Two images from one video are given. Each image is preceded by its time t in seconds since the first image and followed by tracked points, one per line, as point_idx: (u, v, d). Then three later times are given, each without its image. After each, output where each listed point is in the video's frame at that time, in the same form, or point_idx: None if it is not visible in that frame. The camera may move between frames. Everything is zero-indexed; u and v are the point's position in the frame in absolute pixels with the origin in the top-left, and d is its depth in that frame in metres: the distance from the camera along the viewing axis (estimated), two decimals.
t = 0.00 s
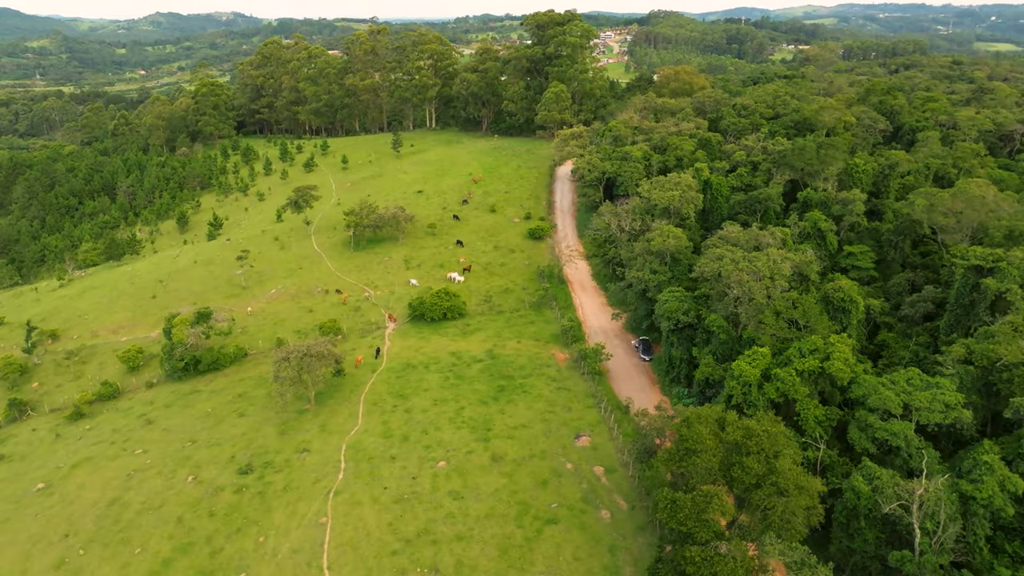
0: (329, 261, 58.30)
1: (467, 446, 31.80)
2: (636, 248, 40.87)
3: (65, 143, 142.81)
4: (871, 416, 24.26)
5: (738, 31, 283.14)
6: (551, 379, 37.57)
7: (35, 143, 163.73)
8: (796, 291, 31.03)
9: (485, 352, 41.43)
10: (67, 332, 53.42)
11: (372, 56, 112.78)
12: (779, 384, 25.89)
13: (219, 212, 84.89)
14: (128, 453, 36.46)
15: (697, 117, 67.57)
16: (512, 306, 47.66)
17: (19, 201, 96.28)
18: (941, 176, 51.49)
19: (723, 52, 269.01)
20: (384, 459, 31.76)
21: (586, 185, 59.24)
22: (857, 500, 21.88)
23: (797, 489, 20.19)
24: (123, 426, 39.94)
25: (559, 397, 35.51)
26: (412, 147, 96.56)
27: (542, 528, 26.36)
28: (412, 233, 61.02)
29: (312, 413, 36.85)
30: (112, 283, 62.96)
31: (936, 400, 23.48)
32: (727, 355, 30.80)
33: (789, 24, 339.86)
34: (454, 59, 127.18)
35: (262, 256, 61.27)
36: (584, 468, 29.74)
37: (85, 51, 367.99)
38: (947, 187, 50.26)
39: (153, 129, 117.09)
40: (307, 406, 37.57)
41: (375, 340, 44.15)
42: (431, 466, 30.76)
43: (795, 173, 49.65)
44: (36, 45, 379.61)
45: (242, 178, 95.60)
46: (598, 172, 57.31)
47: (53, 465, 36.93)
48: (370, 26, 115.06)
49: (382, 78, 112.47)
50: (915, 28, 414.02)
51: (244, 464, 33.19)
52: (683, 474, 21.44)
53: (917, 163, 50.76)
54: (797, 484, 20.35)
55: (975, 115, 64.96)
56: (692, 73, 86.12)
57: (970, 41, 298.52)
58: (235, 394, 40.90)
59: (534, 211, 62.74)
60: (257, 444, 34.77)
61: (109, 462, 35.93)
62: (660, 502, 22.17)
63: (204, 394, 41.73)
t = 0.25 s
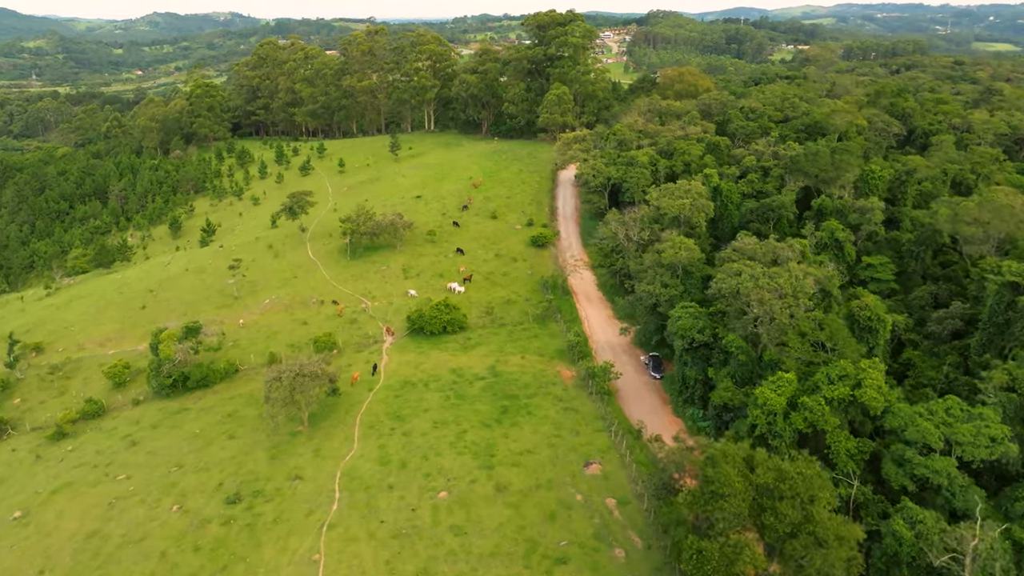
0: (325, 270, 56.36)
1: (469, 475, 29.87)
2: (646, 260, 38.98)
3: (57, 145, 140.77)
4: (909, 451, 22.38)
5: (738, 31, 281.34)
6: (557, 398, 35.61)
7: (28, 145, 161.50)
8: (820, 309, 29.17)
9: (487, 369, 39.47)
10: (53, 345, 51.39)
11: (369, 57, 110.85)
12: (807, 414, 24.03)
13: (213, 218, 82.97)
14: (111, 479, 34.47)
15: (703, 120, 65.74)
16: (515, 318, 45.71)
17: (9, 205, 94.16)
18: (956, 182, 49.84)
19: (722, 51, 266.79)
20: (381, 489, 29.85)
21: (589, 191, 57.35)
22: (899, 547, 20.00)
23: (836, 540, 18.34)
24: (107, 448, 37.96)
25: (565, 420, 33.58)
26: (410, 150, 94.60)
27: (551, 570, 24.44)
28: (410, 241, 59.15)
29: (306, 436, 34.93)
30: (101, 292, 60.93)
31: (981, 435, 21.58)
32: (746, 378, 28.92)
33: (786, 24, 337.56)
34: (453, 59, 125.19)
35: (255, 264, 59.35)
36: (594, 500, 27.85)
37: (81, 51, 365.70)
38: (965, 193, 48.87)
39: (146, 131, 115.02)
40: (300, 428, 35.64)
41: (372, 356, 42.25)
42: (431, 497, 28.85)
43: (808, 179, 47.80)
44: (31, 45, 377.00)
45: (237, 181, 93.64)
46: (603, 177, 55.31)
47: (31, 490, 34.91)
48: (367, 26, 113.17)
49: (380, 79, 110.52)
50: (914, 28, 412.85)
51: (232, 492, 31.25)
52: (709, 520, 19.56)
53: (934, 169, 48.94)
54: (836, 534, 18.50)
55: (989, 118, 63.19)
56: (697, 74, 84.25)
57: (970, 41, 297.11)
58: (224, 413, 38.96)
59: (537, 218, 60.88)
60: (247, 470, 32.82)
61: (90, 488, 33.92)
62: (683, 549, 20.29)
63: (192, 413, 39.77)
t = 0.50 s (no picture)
0: (318, 281, 54.14)
1: (469, 512, 27.67)
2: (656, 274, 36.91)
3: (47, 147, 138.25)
4: (958, 497, 20.16)
5: (736, 30, 279.59)
6: (563, 423, 33.43)
7: (19, 147, 158.93)
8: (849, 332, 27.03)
9: (488, 390, 37.27)
10: (33, 361, 49.06)
11: (365, 57, 108.48)
12: (843, 454, 21.88)
13: (204, 224, 80.71)
14: (86, 511, 32.20)
15: (709, 123, 63.73)
16: (516, 333, 43.51)
17: None
18: (975, 189, 47.86)
19: (720, 51, 264.65)
20: (375, 527, 27.65)
21: (593, 199, 55.22)
22: None
23: None
24: (84, 475, 35.66)
25: (572, 448, 31.41)
26: (407, 153, 92.36)
27: None
28: (407, 250, 56.99)
29: (295, 464, 32.73)
30: (85, 303, 58.59)
31: None
32: (770, 408, 26.84)
33: (784, 24, 336.08)
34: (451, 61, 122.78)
35: (246, 274, 57.11)
36: (606, 541, 25.71)
37: (75, 51, 362.60)
38: (985, 201, 47.49)
39: (137, 134, 112.62)
40: (289, 455, 33.43)
41: (366, 375, 40.10)
42: (429, 536, 26.67)
43: (823, 187, 45.73)
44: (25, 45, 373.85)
45: (229, 186, 91.36)
46: (608, 184, 53.18)
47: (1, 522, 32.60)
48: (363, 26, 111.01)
49: (376, 80, 108.37)
50: (911, 28, 412.11)
51: (215, 529, 29.02)
52: None
53: (954, 176, 46.90)
54: None
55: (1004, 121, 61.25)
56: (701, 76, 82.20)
57: (968, 41, 295.66)
58: (210, 438, 36.73)
59: (538, 225, 58.78)
60: (232, 503, 30.61)
61: (63, 521, 31.64)
62: None
63: (176, 437, 37.52)
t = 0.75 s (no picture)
0: (310, 291, 52.18)
1: (470, 549, 25.76)
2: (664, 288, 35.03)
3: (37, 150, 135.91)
4: (1011, 547, 18.30)
5: (732, 31, 278.17)
6: (568, 448, 31.53)
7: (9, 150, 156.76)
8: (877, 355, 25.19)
9: (488, 410, 35.35)
10: (12, 377, 46.92)
11: (360, 58, 106.29)
12: (880, 496, 20.01)
13: (194, 229, 78.72)
14: (59, 544, 30.12)
15: (713, 127, 62.02)
16: (517, 348, 41.59)
17: None
18: (992, 196, 46.21)
19: (717, 51, 262.98)
20: (368, 565, 25.71)
21: (595, 205, 53.36)
22: None
23: None
24: (59, 503, 33.57)
25: (578, 476, 29.51)
26: (403, 156, 90.43)
27: None
28: (403, 258, 55.05)
29: (283, 494, 30.74)
30: (69, 315, 56.43)
31: None
32: (792, 438, 24.92)
33: (780, 24, 335.14)
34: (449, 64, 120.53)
35: (235, 284, 55.11)
36: None
37: (69, 51, 360.09)
38: (1001, 208, 45.94)
39: (128, 136, 110.47)
40: (278, 484, 31.44)
41: (360, 394, 38.17)
42: None
43: (836, 194, 43.95)
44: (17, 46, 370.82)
45: (220, 190, 89.33)
46: (611, 191, 51.26)
47: None
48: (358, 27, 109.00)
49: (371, 82, 106.73)
50: (906, 28, 411.83)
51: (197, 566, 27.02)
52: None
53: (972, 182, 45.05)
54: None
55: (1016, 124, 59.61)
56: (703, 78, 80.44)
57: (965, 41, 294.93)
58: (194, 463, 34.73)
59: (538, 233, 56.90)
60: (216, 538, 28.62)
61: (35, 556, 29.54)
62: None
63: (158, 461, 35.45)
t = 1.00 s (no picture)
0: (300, 304, 49.96)
1: None
2: (674, 306, 32.89)
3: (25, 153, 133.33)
4: None
5: (729, 30, 276.41)
6: (574, 480, 29.39)
7: None
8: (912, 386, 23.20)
9: (487, 437, 33.20)
10: None
11: (353, 59, 104.34)
12: (929, 554, 18.03)
13: (182, 236, 76.41)
14: None
15: (718, 131, 60.04)
16: (517, 366, 39.42)
17: None
18: (1013, 205, 44.24)
19: (714, 52, 261.03)
20: None
21: (597, 214, 51.24)
22: None
23: None
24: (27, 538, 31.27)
25: (585, 513, 27.39)
26: (397, 159, 88.13)
27: None
28: (397, 268, 52.88)
29: (267, 531, 28.53)
30: (48, 327, 54.08)
31: None
32: (820, 478, 22.91)
33: (777, 24, 333.53)
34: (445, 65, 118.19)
35: (222, 296, 52.84)
36: None
37: (61, 52, 356.84)
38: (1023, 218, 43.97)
39: (117, 139, 108.06)
40: (261, 519, 29.23)
41: (351, 418, 35.99)
42: None
43: (851, 204, 41.91)
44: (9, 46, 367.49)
45: (210, 195, 86.97)
46: (614, 199, 49.09)
47: None
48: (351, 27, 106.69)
49: (365, 84, 105.11)
50: (902, 28, 410.94)
51: None
52: None
53: (993, 190, 43.03)
54: None
55: None
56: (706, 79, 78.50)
57: (962, 41, 293.82)
58: (173, 494, 32.47)
59: (538, 242, 54.79)
60: None
61: None
62: None
63: (135, 491, 33.20)
